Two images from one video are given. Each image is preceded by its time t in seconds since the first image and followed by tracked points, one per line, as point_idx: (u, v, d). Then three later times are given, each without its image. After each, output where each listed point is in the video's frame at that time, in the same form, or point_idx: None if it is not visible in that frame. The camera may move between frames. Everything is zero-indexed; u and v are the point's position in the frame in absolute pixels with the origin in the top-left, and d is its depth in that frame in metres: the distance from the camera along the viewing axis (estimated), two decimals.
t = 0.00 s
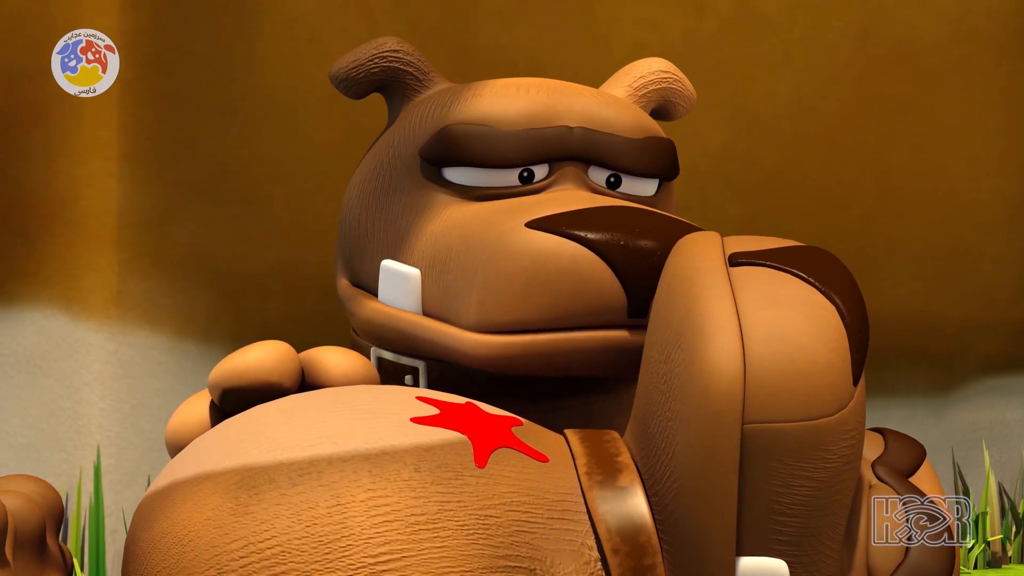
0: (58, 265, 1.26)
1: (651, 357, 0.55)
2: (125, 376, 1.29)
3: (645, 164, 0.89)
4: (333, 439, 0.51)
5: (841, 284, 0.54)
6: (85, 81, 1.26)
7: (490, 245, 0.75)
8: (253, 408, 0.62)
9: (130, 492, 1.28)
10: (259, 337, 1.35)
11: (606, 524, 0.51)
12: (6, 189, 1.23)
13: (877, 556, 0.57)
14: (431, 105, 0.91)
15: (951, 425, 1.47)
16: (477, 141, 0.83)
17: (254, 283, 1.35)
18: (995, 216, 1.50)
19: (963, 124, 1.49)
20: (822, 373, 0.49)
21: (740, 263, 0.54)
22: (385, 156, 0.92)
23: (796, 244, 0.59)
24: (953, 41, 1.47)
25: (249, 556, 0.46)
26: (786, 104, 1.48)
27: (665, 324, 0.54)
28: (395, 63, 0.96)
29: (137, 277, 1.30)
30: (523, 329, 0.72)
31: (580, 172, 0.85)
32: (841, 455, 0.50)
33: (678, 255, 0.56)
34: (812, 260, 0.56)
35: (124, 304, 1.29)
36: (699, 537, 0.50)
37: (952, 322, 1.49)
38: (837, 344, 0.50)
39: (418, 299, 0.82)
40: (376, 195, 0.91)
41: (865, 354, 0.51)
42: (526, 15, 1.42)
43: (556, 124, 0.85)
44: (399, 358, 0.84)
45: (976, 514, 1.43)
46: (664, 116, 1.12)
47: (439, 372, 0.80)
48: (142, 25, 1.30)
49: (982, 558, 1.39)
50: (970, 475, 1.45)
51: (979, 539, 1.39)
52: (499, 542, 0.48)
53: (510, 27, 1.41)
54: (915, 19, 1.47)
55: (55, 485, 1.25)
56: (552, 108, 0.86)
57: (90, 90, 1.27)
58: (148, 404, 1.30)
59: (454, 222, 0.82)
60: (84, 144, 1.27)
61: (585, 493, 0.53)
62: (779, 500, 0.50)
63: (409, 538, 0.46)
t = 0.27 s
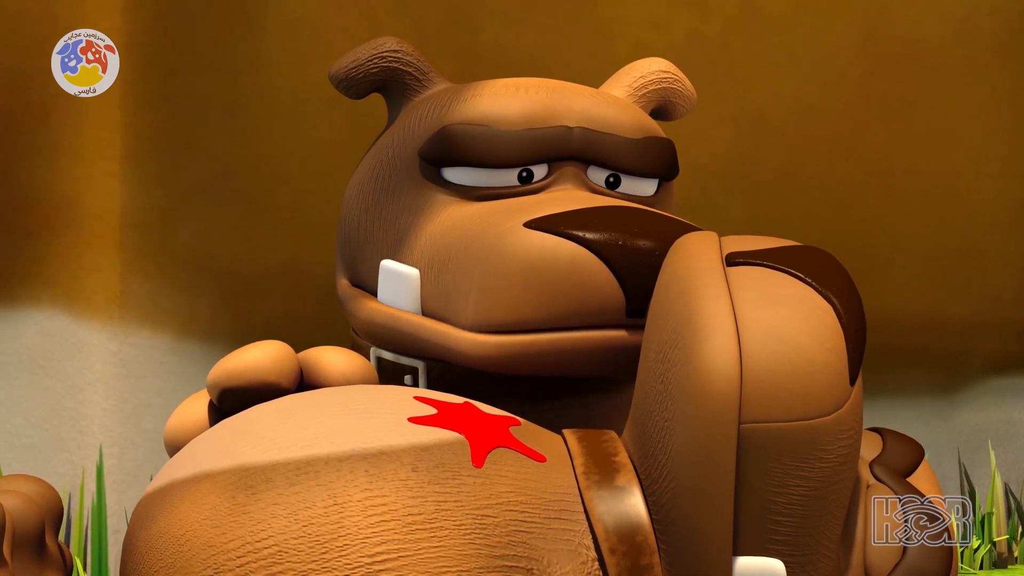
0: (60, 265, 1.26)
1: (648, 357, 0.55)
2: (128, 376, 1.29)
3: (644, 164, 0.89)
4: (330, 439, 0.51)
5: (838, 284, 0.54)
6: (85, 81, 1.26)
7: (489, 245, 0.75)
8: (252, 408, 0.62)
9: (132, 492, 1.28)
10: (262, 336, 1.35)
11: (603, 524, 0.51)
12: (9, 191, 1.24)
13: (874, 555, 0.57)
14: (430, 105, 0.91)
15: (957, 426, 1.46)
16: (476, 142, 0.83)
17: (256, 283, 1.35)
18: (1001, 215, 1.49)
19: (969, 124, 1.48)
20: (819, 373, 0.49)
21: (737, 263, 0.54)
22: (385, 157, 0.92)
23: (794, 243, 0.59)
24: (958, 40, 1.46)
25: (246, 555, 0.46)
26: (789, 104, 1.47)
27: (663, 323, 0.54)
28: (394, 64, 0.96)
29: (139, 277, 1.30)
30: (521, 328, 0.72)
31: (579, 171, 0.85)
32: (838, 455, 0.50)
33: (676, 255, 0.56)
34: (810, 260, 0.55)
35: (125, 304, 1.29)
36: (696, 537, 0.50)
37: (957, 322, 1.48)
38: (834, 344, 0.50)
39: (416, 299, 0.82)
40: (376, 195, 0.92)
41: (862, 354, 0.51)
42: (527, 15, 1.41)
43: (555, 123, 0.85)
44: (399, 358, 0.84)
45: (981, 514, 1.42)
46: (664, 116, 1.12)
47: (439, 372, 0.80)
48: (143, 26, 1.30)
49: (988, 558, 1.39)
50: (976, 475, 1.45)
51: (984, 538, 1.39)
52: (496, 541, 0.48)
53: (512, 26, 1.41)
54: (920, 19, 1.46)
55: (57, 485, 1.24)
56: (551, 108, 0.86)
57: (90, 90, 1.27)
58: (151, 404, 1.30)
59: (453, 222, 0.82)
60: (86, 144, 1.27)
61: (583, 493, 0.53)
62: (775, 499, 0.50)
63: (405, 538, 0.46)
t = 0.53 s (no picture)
0: (63, 266, 1.26)
1: (646, 356, 0.55)
2: (130, 376, 1.29)
3: (643, 164, 0.89)
4: (327, 439, 0.51)
5: (835, 284, 0.53)
6: (85, 81, 1.26)
7: (488, 245, 0.75)
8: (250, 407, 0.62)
9: (135, 492, 1.28)
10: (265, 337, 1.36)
11: (601, 524, 0.51)
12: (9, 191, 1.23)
13: (872, 555, 0.57)
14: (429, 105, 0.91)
15: (963, 426, 1.45)
16: (475, 142, 0.83)
17: (259, 282, 1.36)
18: (1011, 214, 1.47)
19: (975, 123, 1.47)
20: (816, 373, 0.49)
21: (734, 263, 0.54)
22: (384, 157, 0.92)
23: (791, 243, 0.59)
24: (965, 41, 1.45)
25: (243, 555, 0.46)
26: (791, 104, 1.47)
27: (660, 323, 0.54)
28: (394, 64, 0.96)
29: (141, 277, 1.30)
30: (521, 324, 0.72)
31: (578, 171, 0.85)
32: (835, 455, 0.50)
33: (673, 255, 0.56)
34: (807, 260, 0.55)
35: (127, 305, 1.29)
36: (693, 537, 0.50)
37: (964, 321, 1.47)
38: (831, 344, 0.50)
39: (416, 298, 0.82)
40: (375, 195, 0.92)
41: (859, 354, 0.51)
42: (528, 15, 1.41)
43: (554, 123, 0.85)
44: (398, 358, 0.84)
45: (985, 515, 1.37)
46: (664, 116, 1.12)
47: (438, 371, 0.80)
48: (146, 27, 1.31)
49: (993, 558, 1.33)
50: (982, 475, 1.42)
51: (989, 539, 1.33)
52: (493, 541, 0.48)
53: (513, 26, 1.41)
54: (926, 18, 1.45)
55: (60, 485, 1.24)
56: (549, 108, 0.86)
57: (90, 90, 1.27)
58: (154, 404, 1.30)
59: (453, 222, 0.82)
60: (88, 144, 1.27)
61: (580, 493, 0.53)
62: (772, 499, 0.50)
63: (403, 538, 0.46)
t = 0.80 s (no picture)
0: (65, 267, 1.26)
1: (644, 356, 0.55)
2: (132, 376, 1.30)
3: (643, 164, 0.88)
4: (325, 439, 0.51)
5: (832, 284, 0.53)
6: (85, 81, 1.26)
7: (487, 245, 0.75)
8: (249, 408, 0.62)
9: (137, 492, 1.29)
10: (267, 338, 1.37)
11: (599, 524, 0.51)
12: (11, 192, 1.22)
13: (870, 556, 0.57)
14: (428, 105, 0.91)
15: (968, 426, 1.44)
16: (474, 142, 0.83)
17: (260, 283, 1.37)
18: (1014, 214, 1.46)
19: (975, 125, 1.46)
20: (813, 373, 0.49)
21: (732, 263, 0.54)
22: (383, 157, 0.92)
23: (789, 243, 0.59)
24: (966, 43, 1.44)
25: (241, 554, 0.46)
26: (794, 104, 1.46)
27: (658, 323, 0.54)
28: (393, 64, 0.96)
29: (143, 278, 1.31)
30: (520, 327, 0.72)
31: (578, 171, 0.85)
32: (832, 455, 0.50)
33: (671, 255, 0.56)
34: (805, 259, 0.55)
35: (129, 305, 1.30)
36: (690, 537, 0.50)
37: (969, 321, 1.46)
38: (828, 344, 0.50)
39: (415, 301, 0.82)
40: (374, 195, 0.92)
41: (857, 354, 0.51)
42: (529, 14, 1.41)
43: (554, 123, 0.85)
44: (397, 358, 0.84)
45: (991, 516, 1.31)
46: (664, 116, 1.12)
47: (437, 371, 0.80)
48: (148, 27, 1.31)
49: (999, 558, 1.26)
50: (986, 475, 1.40)
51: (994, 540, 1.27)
52: (490, 541, 0.48)
53: (514, 26, 1.41)
54: (926, 19, 1.44)
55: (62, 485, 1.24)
56: (549, 108, 0.86)
57: (90, 90, 1.27)
58: (156, 404, 1.31)
59: (452, 221, 0.82)
60: (90, 144, 1.28)
61: (578, 492, 0.53)
62: (769, 499, 0.50)
63: (400, 537, 0.46)
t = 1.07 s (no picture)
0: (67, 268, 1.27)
1: (641, 357, 0.55)
2: (134, 377, 1.32)
3: (642, 164, 0.88)
4: (323, 439, 0.51)
5: (830, 284, 0.53)
6: (85, 81, 1.27)
7: (487, 243, 0.75)
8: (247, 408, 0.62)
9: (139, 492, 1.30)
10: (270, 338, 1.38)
11: (597, 524, 0.51)
12: (15, 192, 1.22)
13: (868, 556, 0.57)
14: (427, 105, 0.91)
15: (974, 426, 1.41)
16: (473, 142, 0.83)
17: (261, 283, 1.38)
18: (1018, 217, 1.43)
19: (984, 123, 1.42)
20: (810, 373, 0.49)
21: (729, 263, 0.54)
22: (382, 156, 0.92)
23: (787, 242, 0.59)
24: (973, 42, 1.40)
25: (238, 554, 0.46)
26: (802, 105, 1.44)
27: (655, 324, 0.54)
28: (393, 64, 0.96)
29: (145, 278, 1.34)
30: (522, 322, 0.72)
31: (577, 171, 0.85)
32: (829, 455, 0.50)
33: (669, 255, 0.56)
34: (802, 259, 0.56)
35: (132, 306, 1.32)
36: (687, 537, 0.50)
37: (978, 321, 1.43)
38: (826, 343, 0.50)
39: (415, 299, 0.82)
40: (373, 195, 0.91)
41: (854, 354, 0.51)
42: (530, 14, 1.41)
43: (553, 123, 0.85)
44: (397, 357, 0.84)
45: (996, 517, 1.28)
46: (664, 116, 1.12)
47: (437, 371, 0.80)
48: (150, 30, 1.33)
49: (1005, 559, 1.22)
50: (991, 475, 1.36)
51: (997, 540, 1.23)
52: (488, 541, 0.48)
53: (514, 26, 1.41)
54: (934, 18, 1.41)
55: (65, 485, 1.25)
56: (548, 108, 0.86)
57: (90, 90, 1.28)
58: (158, 404, 1.33)
59: (451, 221, 0.82)
60: (92, 146, 1.29)
61: (575, 492, 0.53)
62: (766, 499, 0.50)
63: (397, 537, 0.46)
